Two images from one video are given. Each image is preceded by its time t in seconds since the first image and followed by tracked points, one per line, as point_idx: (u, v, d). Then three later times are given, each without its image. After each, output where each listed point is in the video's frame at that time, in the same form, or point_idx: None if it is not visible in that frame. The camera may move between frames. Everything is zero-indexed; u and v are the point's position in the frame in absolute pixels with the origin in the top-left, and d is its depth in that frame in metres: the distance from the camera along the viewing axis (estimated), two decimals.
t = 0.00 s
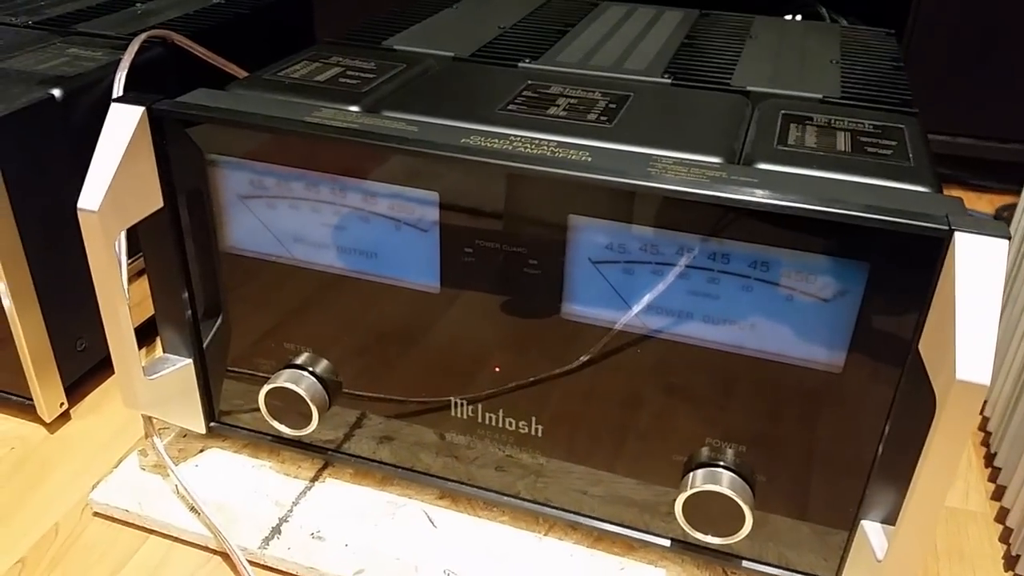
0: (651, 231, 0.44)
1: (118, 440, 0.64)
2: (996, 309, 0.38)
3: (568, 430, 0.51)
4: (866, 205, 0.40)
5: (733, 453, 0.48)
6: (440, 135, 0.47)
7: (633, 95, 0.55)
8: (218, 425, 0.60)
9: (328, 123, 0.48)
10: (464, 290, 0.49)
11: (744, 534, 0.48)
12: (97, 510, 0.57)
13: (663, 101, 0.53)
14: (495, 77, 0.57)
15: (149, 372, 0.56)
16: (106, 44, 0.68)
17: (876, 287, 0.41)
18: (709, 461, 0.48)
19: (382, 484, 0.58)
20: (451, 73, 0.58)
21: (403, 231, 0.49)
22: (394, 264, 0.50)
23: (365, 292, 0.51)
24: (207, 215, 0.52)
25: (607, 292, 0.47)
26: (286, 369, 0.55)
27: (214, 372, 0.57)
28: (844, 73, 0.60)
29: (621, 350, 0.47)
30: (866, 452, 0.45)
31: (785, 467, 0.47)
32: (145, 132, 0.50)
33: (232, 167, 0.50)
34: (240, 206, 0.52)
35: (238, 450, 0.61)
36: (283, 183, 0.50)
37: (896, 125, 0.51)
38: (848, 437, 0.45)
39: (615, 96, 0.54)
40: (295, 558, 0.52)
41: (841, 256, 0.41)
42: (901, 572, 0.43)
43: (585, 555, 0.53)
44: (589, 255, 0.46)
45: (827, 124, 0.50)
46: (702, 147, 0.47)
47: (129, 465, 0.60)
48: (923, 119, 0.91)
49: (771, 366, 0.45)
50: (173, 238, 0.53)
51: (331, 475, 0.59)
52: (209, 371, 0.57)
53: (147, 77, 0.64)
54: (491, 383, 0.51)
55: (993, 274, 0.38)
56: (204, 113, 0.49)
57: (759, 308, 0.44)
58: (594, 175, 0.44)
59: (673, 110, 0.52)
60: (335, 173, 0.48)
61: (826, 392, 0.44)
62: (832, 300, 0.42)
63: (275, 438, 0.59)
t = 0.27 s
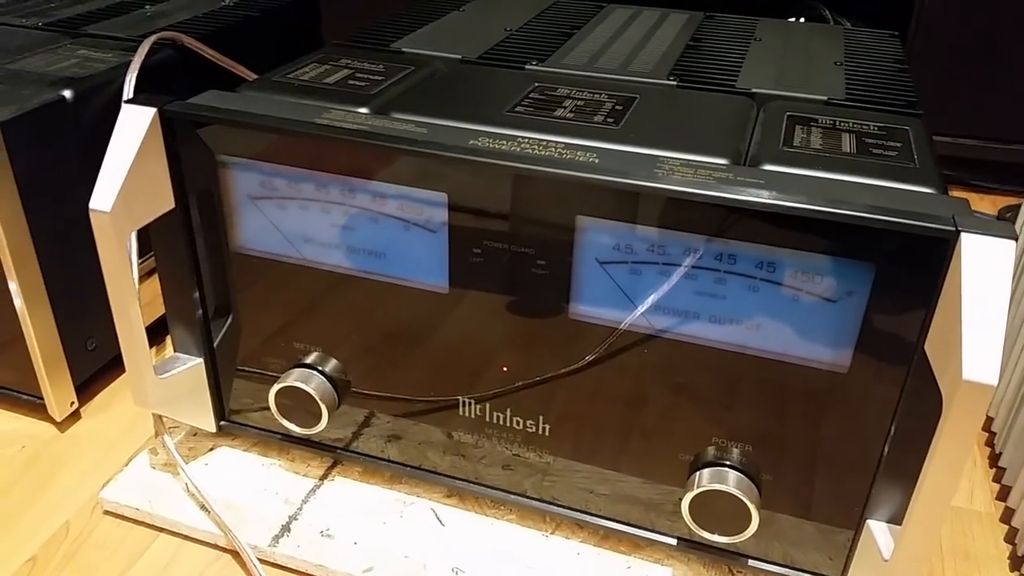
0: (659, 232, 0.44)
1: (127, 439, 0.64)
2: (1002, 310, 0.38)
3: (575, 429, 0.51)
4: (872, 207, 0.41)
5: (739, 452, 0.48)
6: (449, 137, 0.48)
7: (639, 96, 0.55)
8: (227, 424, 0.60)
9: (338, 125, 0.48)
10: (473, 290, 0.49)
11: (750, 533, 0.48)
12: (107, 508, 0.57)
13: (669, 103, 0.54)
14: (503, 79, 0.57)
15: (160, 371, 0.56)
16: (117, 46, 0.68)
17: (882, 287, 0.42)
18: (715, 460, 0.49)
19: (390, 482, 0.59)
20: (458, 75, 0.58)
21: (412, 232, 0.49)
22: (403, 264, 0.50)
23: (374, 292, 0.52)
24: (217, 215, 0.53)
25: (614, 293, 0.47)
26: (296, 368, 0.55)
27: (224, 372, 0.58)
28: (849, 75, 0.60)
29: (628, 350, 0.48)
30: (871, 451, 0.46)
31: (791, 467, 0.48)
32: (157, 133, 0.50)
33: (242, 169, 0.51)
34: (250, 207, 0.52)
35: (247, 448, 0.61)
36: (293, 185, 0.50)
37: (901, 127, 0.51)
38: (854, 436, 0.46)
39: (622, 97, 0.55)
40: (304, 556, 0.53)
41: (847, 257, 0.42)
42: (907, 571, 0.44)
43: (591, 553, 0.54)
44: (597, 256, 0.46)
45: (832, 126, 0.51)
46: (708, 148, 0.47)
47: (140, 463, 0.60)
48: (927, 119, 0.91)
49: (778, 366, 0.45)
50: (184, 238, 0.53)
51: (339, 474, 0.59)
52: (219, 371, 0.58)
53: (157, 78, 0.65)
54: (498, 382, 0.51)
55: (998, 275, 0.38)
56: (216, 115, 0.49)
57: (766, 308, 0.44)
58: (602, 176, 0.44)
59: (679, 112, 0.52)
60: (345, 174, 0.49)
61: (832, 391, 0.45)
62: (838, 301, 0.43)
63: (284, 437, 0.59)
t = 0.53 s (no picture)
0: (666, 235, 0.45)
1: (133, 440, 0.64)
2: (1009, 314, 0.38)
3: (580, 431, 0.51)
4: (879, 210, 0.41)
5: (745, 454, 0.48)
6: (455, 140, 0.48)
7: (645, 99, 0.55)
8: (233, 425, 0.60)
9: (345, 128, 0.48)
10: (479, 293, 0.49)
11: (756, 536, 0.48)
12: (113, 509, 0.58)
13: (675, 106, 0.54)
14: (509, 81, 0.58)
15: (167, 372, 0.56)
16: (123, 48, 0.68)
17: (889, 291, 0.42)
18: (721, 463, 0.49)
19: (396, 484, 0.59)
20: (464, 78, 0.58)
21: (418, 234, 0.49)
22: (409, 266, 0.51)
23: (380, 294, 0.52)
24: (225, 218, 0.53)
25: (620, 296, 0.47)
26: (303, 370, 0.55)
27: (230, 373, 0.58)
28: (855, 78, 0.60)
29: (635, 353, 0.48)
30: (878, 455, 0.46)
31: (797, 470, 0.48)
32: (165, 136, 0.50)
33: (250, 171, 0.51)
34: (258, 209, 0.52)
35: (253, 450, 0.61)
36: (300, 187, 0.51)
37: (907, 131, 0.51)
38: (860, 439, 0.46)
39: (628, 100, 0.55)
40: (310, 558, 0.53)
41: (854, 260, 0.42)
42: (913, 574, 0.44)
43: (597, 555, 0.54)
44: (604, 258, 0.46)
45: (838, 129, 0.51)
46: (715, 151, 0.47)
47: (146, 464, 0.60)
48: (932, 122, 0.91)
49: (784, 369, 0.45)
50: (191, 240, 0.54)
51: (345, 475, 0.59)
52: (226, 372, 0.58)
53: (162, 80, 0.65)
54: (504, 385, 0.52)
55: (1005, 278, 0.39)
56: (223, 117, 0.49)
57: (772, 311, 0.44)
58: (609, 179, 0.44)
59: (685, 115, 0.53)
60: (352, 177, 0.49)
61: (839, 394, 0.45)
62: (845, 304, 0.43)
63: (290, 438, 0.59)
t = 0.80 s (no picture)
0: (679, 234, 0.44)
1: (145, 439, 0.64)
2: None
3: (592, 431, 0.51)
4: (893, 210, 0.41)
5: (758, 454, 0.48)
6: (468, 139, 0.48)
7: (658, 99, 0.55)
8: (245, 423, 0.61)
9: (358, 127, 0.48)
10: (491, 292, 0.49)
11: (768, 536, 0.48)
12: (125, 507, 0.58)
13: (687, 105, 0.54)
14: (521, 81, 0.58)
15: (179, 370, 0.56)
16: (135, 48, 0.69)
17: (903, 291, 0.41)
18: (734, 463, 0.49)
19: (407, 483, 0.59)
20: (476, 78, 0.58)
21: (431, 233, 0.49)
22: (421, 265, 0.51)
23: (392, 293, 0.52)
24: (238, 216, 0.53)
25: (633, 295, 0.47)
26: (315, 368, 0.55)
27: (242, 372, 0.58)
28: (868, 78, 0.60)
29: (647, 353, 0.48)
30: (891, 455, 0.46)
31: (810, 470, 0.48)
32: (179, 135, 0.50)
33: (263, 170, 0.51)
34: (270, 208, 0.52)
35: (264, 448, 0.61)
36: (313, 186, 0.51)
37: (920, 131, 0.51)
38: (874, 440, 0.45)
39: (640, 100, 0.55)
40: (322, 556, 0.53)
41: (868, 260, 0.42)
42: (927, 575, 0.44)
43: (608, 555, 0.54)
44: (617, 258, 0.46)
45: (852, 129, 0.51)
46: (728, 151, 0.47)
47: (158, 462, 0.61)
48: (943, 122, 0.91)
49: (797, 369, 0.45)
50: (204, 239, 0.54)
51: (356, 474, 0.59)
52: (238, 371, 0.58)
53: (174, 79, 0.66)
54: (516, 384, 0.52)
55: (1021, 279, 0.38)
56: (237, 117, 0.50)
57: (786, 310, 0.44)
58: (622, 179, 0.44)
59: (698, 115, 0.52)
60: (364, 176, 0.49)
61: (853, 394, 0.45)
62: (859, 304, 0.43)
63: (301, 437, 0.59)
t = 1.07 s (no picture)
0: (692, 232, 0.44)
1: (155, 436, 0.65)
2: None
3: (603, 429, 0.51)
4: (907, 208, 0.41)
5: (769, 453, 0.48)
6: (480, 137, 0.48)
7: (669, 96, 0.55)
8: (255, 421, 0.61)
9: (370, 124, 0.48)
10: (503, 290, 0.49)
11: (780, 535, 0.48)
12: (136, 504, 0.58)
13: (699, 103, 0.54)
14: (531, 78, 0.58)
15: (191, 368, 0.56)
16: (145, 45, 0.69)
17: (918, 290, 0.41)
18: (746, 462, 0.48)
19: (417, 481, 0.59)
20: (487, 75, 0.58)
21: (442, 231, 0.49)
22: (432, 263, 0.50)
23: (403, 291, 0.52)
24: (249, 214, 0.53)
25: (646, 293, 0.47)
26: (326, 366, 0.55)
27: (253, 369, 0.58)
28: (879, 76, 0.60)
29: (659, 351, 0.48)
30: (904, 454, 0.45)
31: (822, 469, 0.48)
32: (191, 132, 0.50)
33: (274, 168, 0.51)
34: (282, 206, 0.52)
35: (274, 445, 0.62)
36: (325, 183, 0.51)
37: (933, 129, 0.51)
38: (887, 439, 0.45)
39: (652, 97, 0.55)
40: (333, 554, 0.53)
41: (882, 259, 0.41)
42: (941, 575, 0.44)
43: (619, 554, 0.54)
44: (629, 256, 0.46)
45: (864, 127, 0.50)
46: (740, 148, 0.47)
47: (168, 460, 0.61)
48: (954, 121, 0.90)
49: (810, 368, 0.45)
50: (215, 236, 0.54)
51: (366, 472, 0.59)
52: (248, 368, 0.58)
53: (185, 76, 0.66)
54: (527, 382, 0.51)
55: None
56: (249, 114, 0.50)
57: (800, 308, 0.44)
58: (635, 176, 0.44)
59: (710, 112, 0.52)
60: (376, 173, 0.49)
61: (866, 393, 0.45)
62: (874, 303, 0.43)
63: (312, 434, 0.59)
